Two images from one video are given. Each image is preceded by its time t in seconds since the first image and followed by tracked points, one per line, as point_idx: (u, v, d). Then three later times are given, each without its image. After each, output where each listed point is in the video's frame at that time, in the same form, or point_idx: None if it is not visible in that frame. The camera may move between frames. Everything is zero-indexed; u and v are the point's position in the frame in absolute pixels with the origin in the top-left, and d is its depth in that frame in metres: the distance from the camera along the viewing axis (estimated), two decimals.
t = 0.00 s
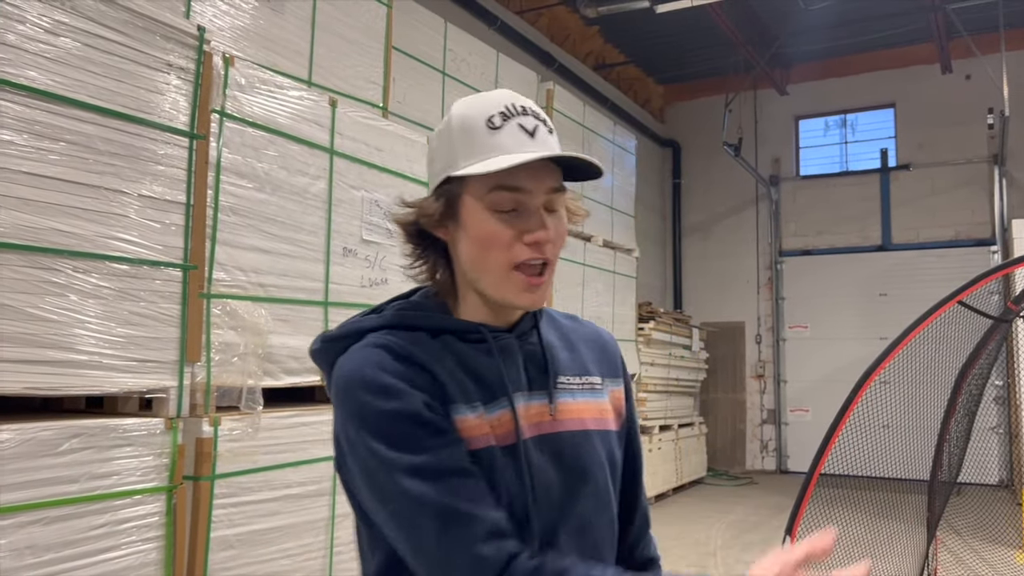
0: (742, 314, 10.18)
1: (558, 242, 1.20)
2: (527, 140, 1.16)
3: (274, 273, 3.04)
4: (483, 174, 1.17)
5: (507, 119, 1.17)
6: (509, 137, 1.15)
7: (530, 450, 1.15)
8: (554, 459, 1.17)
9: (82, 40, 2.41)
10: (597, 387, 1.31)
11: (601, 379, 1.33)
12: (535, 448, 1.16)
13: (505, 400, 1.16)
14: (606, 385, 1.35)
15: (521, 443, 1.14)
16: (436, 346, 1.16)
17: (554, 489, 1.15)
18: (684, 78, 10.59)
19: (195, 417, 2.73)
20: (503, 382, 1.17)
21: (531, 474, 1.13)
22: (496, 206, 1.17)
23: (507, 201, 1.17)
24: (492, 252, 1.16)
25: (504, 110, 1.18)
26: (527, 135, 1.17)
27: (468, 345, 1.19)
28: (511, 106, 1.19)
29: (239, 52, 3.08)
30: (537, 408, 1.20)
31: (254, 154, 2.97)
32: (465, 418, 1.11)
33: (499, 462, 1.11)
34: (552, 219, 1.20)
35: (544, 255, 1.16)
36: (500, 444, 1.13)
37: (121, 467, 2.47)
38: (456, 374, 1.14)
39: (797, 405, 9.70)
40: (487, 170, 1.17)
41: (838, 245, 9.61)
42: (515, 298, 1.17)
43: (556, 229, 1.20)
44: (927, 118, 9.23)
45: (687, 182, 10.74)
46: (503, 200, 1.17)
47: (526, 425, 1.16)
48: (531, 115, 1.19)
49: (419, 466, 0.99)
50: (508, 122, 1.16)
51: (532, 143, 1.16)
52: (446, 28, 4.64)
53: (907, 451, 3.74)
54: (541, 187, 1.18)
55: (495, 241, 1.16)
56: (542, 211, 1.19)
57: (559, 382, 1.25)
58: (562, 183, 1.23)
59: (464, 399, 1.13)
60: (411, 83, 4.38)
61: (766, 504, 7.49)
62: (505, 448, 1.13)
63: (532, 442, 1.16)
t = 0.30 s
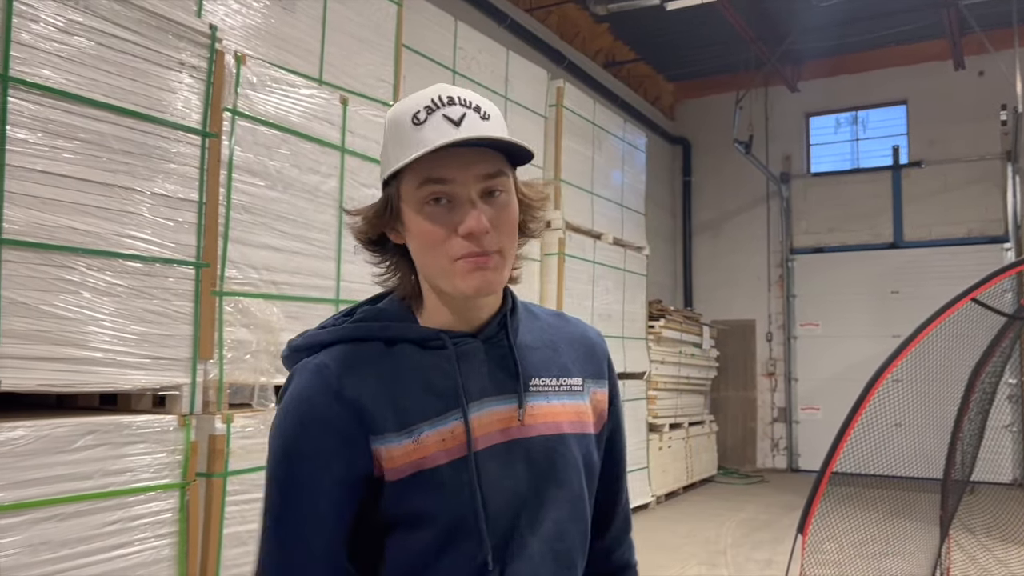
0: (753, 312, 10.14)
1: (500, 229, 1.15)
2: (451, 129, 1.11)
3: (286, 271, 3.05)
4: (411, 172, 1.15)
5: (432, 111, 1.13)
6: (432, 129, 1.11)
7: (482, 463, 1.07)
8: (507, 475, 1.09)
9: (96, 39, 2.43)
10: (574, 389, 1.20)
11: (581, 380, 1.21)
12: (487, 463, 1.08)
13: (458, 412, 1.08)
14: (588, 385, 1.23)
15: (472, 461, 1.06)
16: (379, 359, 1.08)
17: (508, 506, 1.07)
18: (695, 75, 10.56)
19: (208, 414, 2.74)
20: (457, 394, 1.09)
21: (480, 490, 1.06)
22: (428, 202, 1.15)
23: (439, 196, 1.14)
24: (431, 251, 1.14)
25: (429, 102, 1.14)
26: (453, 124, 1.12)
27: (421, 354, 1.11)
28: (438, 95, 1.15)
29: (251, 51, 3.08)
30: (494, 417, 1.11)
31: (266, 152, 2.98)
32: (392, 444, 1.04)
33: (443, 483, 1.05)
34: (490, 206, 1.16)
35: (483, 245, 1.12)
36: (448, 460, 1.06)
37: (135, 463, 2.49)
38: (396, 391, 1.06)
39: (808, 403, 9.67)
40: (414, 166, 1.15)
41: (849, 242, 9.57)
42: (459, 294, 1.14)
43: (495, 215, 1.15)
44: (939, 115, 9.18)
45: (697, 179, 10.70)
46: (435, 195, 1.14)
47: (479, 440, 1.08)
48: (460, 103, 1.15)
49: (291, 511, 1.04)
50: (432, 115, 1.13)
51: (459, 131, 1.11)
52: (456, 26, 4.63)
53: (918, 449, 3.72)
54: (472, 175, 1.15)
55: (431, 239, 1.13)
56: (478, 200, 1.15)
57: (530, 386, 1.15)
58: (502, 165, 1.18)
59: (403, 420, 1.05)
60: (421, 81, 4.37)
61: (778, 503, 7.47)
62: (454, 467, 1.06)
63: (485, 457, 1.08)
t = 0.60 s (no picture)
0: (764, 310, 10.11)
1: (464, 216, 1.20)
2: (394, 125, 1.15)
3: (297, 269, 3.06)
4: (369, 178, 1.21)
5: (374, 114, 1.17)
6: (378, 131, 1.15)
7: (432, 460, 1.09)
8: (461, 470, 1.09)
9: (108, 37, 2.43)
10: (565, 387, 1.15)
11: (575, 377, 1.16)
12: (438, 456, 1.10)
13: (413, 404, 1.12)
14: (584, 382, 1.16)
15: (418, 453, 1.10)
16: (344, 350, 1.17)
17: (459, 501, 1.08)
18: (705, 72, 10.52)
19: (220, 411, 2.72)
20: (416, 386, 1.13)
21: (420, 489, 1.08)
22: (390, 204, 1.21)
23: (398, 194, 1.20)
24: (403, 249, 1.19)
25: (371, 105, 1.17)
26: (396, 122, 1.16)
27: (391, 345, 1.17)
28: (378, 97, 1.18)
29: (262, 49, 3.09)
30: (452, 411, 1.12)
31: (277, 150, 2.99)
32: (330, 430, 1.13)
33: (387, 472, 1.10)
34: (450, 193, 1.21)
35: (450, 234, 1.17)
36: (395, 450, 1.11)
37: (147, 460, 2.49)
38: (351, 381, 1.15)
39: (819, 402, 9.63)
40: (369, 172, 1.21)
41: (860, 240, 9.52)
42: (438, 289, 1.17)
43: (457, 203, 1.20)
44: (951, 112, 9.12)
45: (708, 177, 10.67)
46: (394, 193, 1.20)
47: (431, 434, 1.11)
48: (401, 100, 1.17)
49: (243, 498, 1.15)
50: (375, 117, 1.16)
51: (402, 126, 1.15)
52: (466, 23, 4.63)
53: (930, 446, 3.71)
54: (424, 168, 1.20)
55: (401, 238, 1.19)
56: (435, 191, 1.20)
57: (513, 383, 1.14)
58: (456, 152, 1.22)
59: (357, 409, 1.13)
60: (431, 78, 4.37)
61: (789, 501, 7.43)
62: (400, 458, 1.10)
63: (438, 450, 1.10)
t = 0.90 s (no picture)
0: (775, 307, 10.07)
1: (452, 217, 1.18)
2: (391, 122, 1.15)
3: (308, 266, 3.06)
4: (364, 172, 1.22)
5: (378, 109, 1.17)
6: (375, 128, 1.16)
7: (420, 462, 1.10)
8: (449, 471, 1.09)
9: (120, 34, 2.44)
10: (564, 388, 1.14)
11: (575, 380, 1.15)
12: (428, 456, 1.10)
13: (403, 404, 1.14)
14: (584, 385, 1.15)
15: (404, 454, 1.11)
16: (343, 348, 1.19)
17: (447, 503, 1.08)
18: (716, 68, 10.48)
19: (231, 408, 2.75)
20: (407, 385, 1.15)
21: (408, 491, 1.10)
22: (382, 199, 1.21)
23: (389, 190, 1.20)
24: (390, 245, 1.20)
25: (377, 101, 1.18)
26: (395, 119, 1.16)
27: (388, 344, 1.19)
28: (384, 93, 1.18)
29: (274, 46, 3.09)
30: (441, 412, 1.12)
31: (288, 147, 2.99)
32: (325, 429, 1.15)
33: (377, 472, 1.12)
34: (440, 193, 1.19)
35: (433, 235, 1.17)
36: (385, 449, 1.13)
37: (159, 456, 2.51)
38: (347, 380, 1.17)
39: (831, 400, 9.59)
40: (365, 166, 1.22)
41: (873, 237, 9.47)
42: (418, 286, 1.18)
43: (447, 204, 1.19)
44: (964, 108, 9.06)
45: (719, 174, 10.64)
46: (385, 189, 1.21)
47: (417, 436, 1.12)
48: (405, 97, 1.17)
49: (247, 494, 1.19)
50: (378, 113, 1.17)
51: (396, 124, 1.15)
52: (477, 20, 4.63)
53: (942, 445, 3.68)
54: (416, 167, 1.19)
55: (388, 234, 1.20)
56: (425, 190, 1.19)
57: (508, 385, 1.14)
58: (455, 152, 1.20)
59: (352, 409, 1.15)
60: (441, 75, 4.37)
61: (801, 499, 7.40)
62: (387, 458, 1.12)
63: (429, 451, 1.11)
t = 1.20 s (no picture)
0: (788, 305, 10.03)
1: (460, 216, 1.18)
2: (401, 118, 1.16)
3: (321, 263, 3.07)
4: (373, 169, 1.22)
5: (389, 107, 1.17)
6: (384, 124, 1.16)
7: (433, 460, 1.11)
8: (460, 469, 1.09)
9: (134, 31, 2.45)
10: (576, 384, 1.14)
11: (587, 375, 1.14)
12: (440, 454, 1.10)
13: (415, 402, 1.14)
14: (597, 381, 1.15)
15: (416, 451, 1.11)
16: (355, 349, 1.20)
17: (459, 500, 1.08)
18: (729, 65, 10.43)
19: (245, 404, 2.77)
20: (419, 382, 1.15)
21: (422, 488, 1.10)
22: (391, 197, 1.21)
23: (397, 188, 1.20)
24: (398, 242, 1.20)
25: (388, 97, 1.18)
26: (404, 117, 1.16)
27: (399, 343, 1.19)
28: (395, 90, 1.18)
29: (286, 44, 3.10)
30: (453, 409, 1.12)
31: (301, 144, 3.00)
32: (339, 427, 1.15)
33: (391, 471, 1.13)
34: (449, 191, 1.19)
35: (440, 232, 1.16)
36: (397, 446, 1.13)
37: (174, 452, 2.52)
38: (358, 380, 1.17)
39: (844, 397, 9.54)
40: (374, 163, 1.22)
41: (886, 234, 9.40)
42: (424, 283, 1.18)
43: (454, 202, 1.18)
44: (980, 104, 8.98)
45: (731, 171, 10.60)
46: (394, 187, 1.21)
47: (429, 433, 1.12)
48: (416, 95, 1.17)
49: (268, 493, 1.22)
50: (388, 109, 1.17)
51: (405, 122, 1.15)
52: (489, 17, 4.62)
53: (956, 443, 3.66)
54: (424, 164, 1.18)
55: (396, 232, 1.20)
56: (433, 188, 1.19)
57: (520, 381, 1.14)
58: (465, 151, 1.20)
59: (364, 407, 1.16)
60: (453, 72, 4.37)
61: (814, 497, 7.37)
62: (399, 455, 1.12)
63: (439, 448, 1.11)
